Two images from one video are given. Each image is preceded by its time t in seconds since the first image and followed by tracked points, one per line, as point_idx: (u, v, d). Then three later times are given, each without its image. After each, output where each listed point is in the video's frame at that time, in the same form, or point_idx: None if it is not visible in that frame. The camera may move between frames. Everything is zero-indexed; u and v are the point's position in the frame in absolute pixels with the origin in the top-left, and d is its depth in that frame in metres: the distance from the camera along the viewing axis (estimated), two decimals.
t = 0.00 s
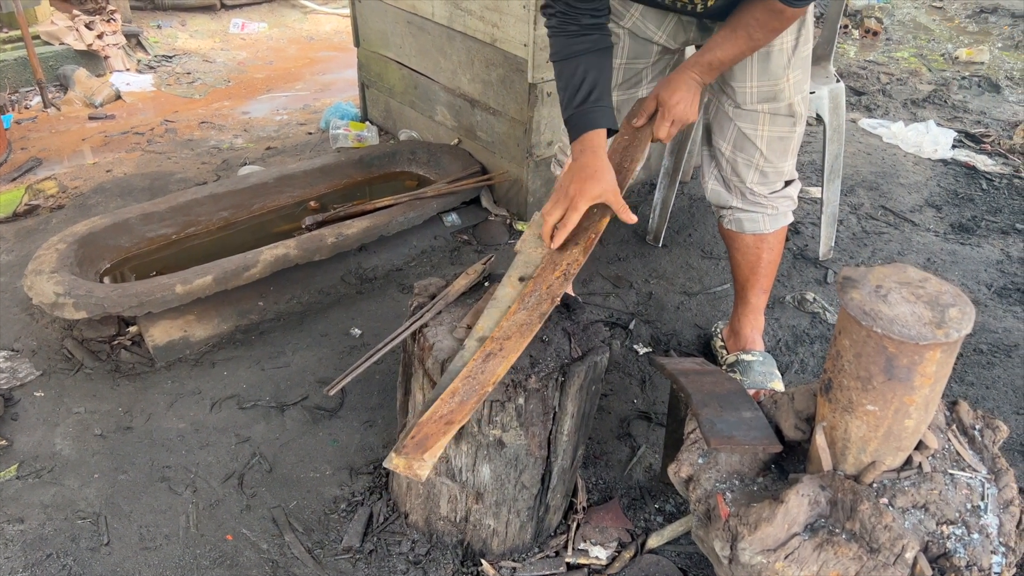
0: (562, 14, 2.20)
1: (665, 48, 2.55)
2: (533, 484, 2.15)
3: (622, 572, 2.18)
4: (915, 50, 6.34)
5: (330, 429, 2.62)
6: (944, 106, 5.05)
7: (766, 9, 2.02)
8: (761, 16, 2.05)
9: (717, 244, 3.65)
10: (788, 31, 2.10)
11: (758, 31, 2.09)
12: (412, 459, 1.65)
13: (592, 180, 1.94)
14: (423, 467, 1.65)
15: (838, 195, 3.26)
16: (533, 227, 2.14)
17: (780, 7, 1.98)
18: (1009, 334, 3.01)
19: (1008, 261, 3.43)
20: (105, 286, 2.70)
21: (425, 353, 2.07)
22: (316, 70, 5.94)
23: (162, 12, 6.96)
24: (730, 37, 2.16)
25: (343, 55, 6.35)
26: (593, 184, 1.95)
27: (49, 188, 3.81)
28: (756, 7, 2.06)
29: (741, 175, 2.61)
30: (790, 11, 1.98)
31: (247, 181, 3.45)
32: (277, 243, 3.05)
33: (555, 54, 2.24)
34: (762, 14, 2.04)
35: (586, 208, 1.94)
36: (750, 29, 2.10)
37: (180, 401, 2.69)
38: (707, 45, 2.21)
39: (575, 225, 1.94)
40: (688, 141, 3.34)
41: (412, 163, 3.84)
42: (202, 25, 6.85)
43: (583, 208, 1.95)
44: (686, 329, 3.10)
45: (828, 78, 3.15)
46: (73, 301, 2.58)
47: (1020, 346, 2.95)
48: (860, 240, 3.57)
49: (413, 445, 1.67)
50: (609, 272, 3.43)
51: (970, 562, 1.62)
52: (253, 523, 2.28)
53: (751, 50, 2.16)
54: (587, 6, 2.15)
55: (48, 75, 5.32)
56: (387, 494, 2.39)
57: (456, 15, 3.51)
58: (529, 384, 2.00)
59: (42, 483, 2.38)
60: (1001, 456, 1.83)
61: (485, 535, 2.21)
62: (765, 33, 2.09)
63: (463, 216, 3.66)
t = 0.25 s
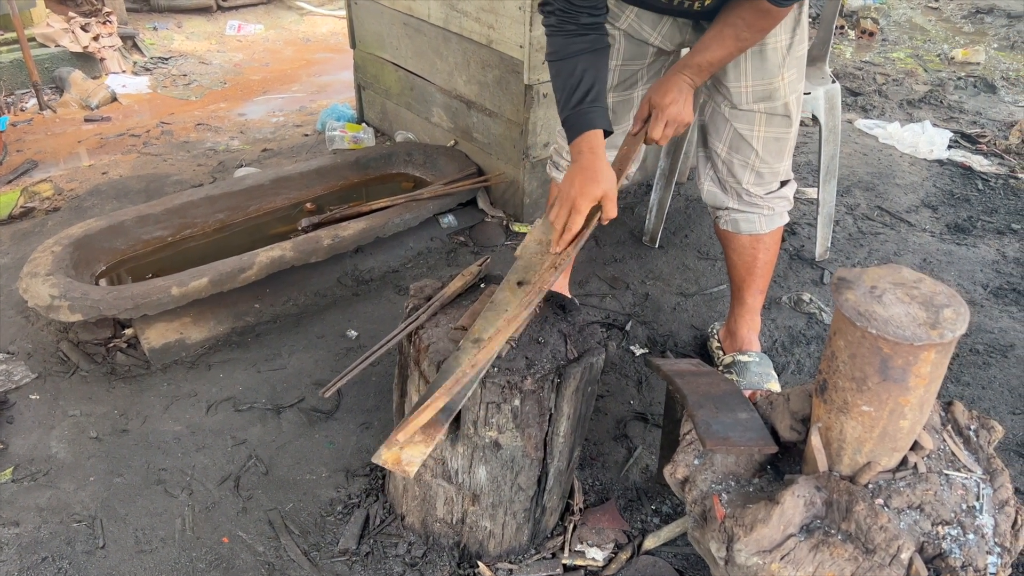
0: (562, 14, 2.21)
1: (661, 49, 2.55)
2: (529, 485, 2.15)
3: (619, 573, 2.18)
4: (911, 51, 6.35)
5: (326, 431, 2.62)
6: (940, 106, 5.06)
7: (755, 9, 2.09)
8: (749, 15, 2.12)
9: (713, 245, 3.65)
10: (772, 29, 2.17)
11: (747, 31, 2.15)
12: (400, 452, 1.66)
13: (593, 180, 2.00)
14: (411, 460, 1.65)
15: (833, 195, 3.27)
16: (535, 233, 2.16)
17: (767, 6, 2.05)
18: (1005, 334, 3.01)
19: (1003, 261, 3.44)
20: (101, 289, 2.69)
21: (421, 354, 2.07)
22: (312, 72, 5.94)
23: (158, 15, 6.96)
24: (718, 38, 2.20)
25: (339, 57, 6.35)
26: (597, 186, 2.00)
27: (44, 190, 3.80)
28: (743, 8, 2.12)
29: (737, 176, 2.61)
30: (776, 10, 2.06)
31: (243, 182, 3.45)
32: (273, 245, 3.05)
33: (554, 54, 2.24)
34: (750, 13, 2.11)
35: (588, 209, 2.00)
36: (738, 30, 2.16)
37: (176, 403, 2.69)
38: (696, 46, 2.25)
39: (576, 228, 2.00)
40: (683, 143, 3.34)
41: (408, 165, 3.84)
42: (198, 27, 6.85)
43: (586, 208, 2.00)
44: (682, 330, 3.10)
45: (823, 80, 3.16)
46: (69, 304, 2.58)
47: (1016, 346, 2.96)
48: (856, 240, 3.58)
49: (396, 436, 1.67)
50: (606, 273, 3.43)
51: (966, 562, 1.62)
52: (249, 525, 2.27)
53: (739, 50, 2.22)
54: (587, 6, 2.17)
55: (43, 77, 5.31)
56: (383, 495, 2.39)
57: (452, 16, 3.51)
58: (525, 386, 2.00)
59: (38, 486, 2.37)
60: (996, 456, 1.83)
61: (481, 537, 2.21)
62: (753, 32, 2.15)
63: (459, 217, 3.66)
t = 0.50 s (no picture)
0: (550, 15, 2.22)
1: (658, 52, 2.55)
2: (526, 489, 2.15)
3: None
4: (907, 52, 6.36)
5: (323, 434, 2.61)
6: (937, 108, 5.07)
7: (744, 19, 2.10)
8: (739, 26, 2.13)
9: (710, 247, 3.65)
10: (763, 38, 2.19)
11: (738, 42, 2.16)
12: (388, 447, 1.54)
13: (579, 175, 2.06)
14: (399, 456, 1.54)
15: (830, 197, 3.27)
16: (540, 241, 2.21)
17: (758, 17, 2.07)
18: (1001, 336, 3.02)
19: (999, 263, 3.44)
20: (97, 293, 2.69)
21: (418, 358, 2.08)
22: (309, 74, 5.94)
23: (155, 17, 6.96)
24: (710, 50, 2.21)
25: (336, 59, 6.35)
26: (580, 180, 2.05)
27: (41, 194, 3.80)
28: (734, 19, 2.13)
29: (734, 179, 2.61)
30: (766, 21, 2.07)
31: (240, 186, 3.45)
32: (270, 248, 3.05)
33: (543, 54, 2.25)
34: (740, 25, 2.12)
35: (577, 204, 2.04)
36: (728, 41, 2.17)
37: (173, 407, 2.69)
38: (688, 58, 2.27)
39: (570, 225, 2.06)
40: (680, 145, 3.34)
41: (405, 167, 3.84)
42: (195, 30, 6.85)
43: (575, 204, 2.05)
44: (679, 332, 3.11)
45: (819, 82, 3.16)
46: (65, 308, 2.58)
47: (1012, 347, 2.96)
48: (852, 242, 3.58)
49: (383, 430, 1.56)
50: (602, 276, 3.44)
51: (962, 565, 1.62)
52: (246, 529, 2.27)
53: (730, 60, 2.23)
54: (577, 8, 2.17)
55: (40, 81, 5.31)
56: (380, 499, 2.38)
57: (448, 19, 3.51)
58: (521, 390, 2.00)
59: (34, 490, 2.37)
60: (992, 459, 1.84)
61: (478, 541, 2.21)
62: (744, 44, 2.17)
63: (456, 219, 3.66)
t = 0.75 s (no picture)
0: (538, 20, 2.23)
1: (652, 57, 2.55)
2: (521, 494, 2.15)
3: None
4: (902, 55, 6.38)
5: (319, 440, 2.61)
6: (931, 111, 5.09)
7: (724, 35, 2.11)
8: (720, 42, 2.13)
9: (705, 251, 3.66)
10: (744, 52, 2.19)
11: (719, 57, 2.17)
12: (382, 455, 1.64)
13: (561, 174, 2.07)
14: (394, 464, 1.63)
15: (824, 201, 3.27)
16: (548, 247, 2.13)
17: (737, 32, 2.07)
18: (996, 339, 3.02)
19: (994, 265, 3.45)
20: (93, 299, 2.69)
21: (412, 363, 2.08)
22: (306, 79, 5.94)
23: (150, 22, 6.97)
24: (691, 64, 2.23)
25: (332, 63, 6.36)
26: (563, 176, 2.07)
27: (37, 200, 3.80)
28: (713, 33, 2.13)
29: (728, 183, 2.62)
30: (745, 36, 2.07)
31: (236, 191, 3.45)
32: (266, 253, 3.05)
33: (530, 58, 2.27)
34: (720, 40, 2.13)
35: (557, 202, 2.05)
36: (710, 55, 2.17)
37: (169, 413, 2.69)
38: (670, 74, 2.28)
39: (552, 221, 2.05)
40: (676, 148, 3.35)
41: (401, 172, 3.84)
42: (191, 34, 6.86)
43: (555, 201, 2.05)
44: (674, 336, 3.11)
45: (814, 85, 3.16)
46: (60, 314, 2.58)
47: (1007, 350, 2.97)
48: (847, 245, 3.59)
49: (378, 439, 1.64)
50: (598, 280, 3.44)
51: (955, 570, 1.63)
52: (241, 535, 2.27)
53: (712, 74, 2.24)
54: (564, 14, 2.18)
55: (36, 86, 5.31)
56: (376, 504, 2.39)
57: (443, 24, 3.52)
58: (516, 396, 2.00)
59: (30, 497, 2.37)
60: (985, 463, 1.84)
61: (473, 546, 2.21)
62: (724, 58, 2.18)
63: (452, 224, 3.67)
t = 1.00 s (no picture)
0: (532, 26, 2.24)
1: (646, 59, 2.56)
2: (517, 497, 2.15)
3: None
4: (897, 56, 6.40)
5: (315, 443, 2.61)
6: (927, 112, 5.10)
7: (712, 42, 2.12)
8: (709, 50, 2.14)
9: (701, 253, 3.67)
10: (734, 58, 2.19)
11: (709, 64, 2.17)
12: (378, 465, 1.76)
13: (545, 178, 2.06)
14: (389, 473, 1.76)
15: (820, 203, 3.28)
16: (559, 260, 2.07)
17: (725, 39, 2.07)
18: (992, 339, 3.03)
19: (989, 266, 3.46)
20: (88, 302, 2.68)
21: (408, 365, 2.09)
22: (302, 82, 5.95)
23: (146, 26, 6.97)
24: (682, 73, 2.24)
25: (329, 66, 6.36)
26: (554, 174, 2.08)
27: (32, 204, 3.79)
28: (702, 41, 2.14)
29: (722, 185, 2.62)
30: (733, 43, 2.08)
31: (232, 194, 3.45)
32: (262, 256, 3.05)
33: (524, 63, 2.28)
34: (709, 47, 2.13)
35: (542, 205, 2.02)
36: (700, 63, 2.18)
37: (165, 417, 2.69)
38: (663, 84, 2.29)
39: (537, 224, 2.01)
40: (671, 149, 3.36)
41: (398, 174, 3.84)
42: (187, 37, 6.86)
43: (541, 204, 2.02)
44: (671, 338, 3.11)
45: (809, 87, 3.17)
46: (56, 318, 2.57)
47: (1003, 351, 2.97)
48: (843, 246, 3.60)
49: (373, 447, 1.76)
50: (594, 282, 3.44)
51: (950, 571, 1.62)
52: (238, 539, 2.27)
53: (704, 82, 2.25)
54: (559, 20, 2.18)
55: (32, 90, 5.30)
56: (372, 508, 2.38)
57: (439, 27, 3.52)
58: (511, 398, 2.00)
59: (25, 502, 2.36)
60: (979, 464, 1.85)
61: (470, 549, 2.21)
62: (715, 65, 2.17)
63: (448, 226, 3.67)
